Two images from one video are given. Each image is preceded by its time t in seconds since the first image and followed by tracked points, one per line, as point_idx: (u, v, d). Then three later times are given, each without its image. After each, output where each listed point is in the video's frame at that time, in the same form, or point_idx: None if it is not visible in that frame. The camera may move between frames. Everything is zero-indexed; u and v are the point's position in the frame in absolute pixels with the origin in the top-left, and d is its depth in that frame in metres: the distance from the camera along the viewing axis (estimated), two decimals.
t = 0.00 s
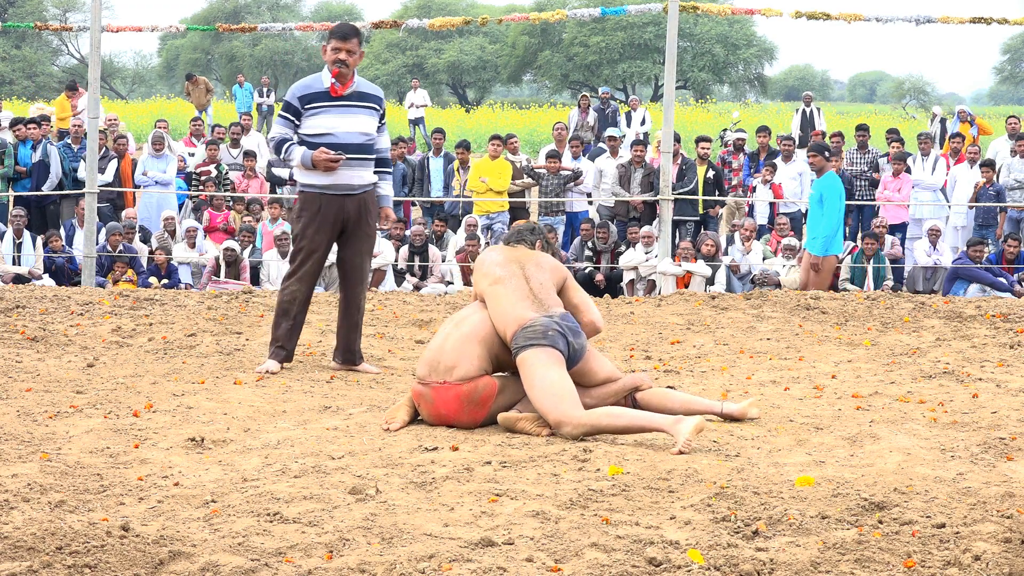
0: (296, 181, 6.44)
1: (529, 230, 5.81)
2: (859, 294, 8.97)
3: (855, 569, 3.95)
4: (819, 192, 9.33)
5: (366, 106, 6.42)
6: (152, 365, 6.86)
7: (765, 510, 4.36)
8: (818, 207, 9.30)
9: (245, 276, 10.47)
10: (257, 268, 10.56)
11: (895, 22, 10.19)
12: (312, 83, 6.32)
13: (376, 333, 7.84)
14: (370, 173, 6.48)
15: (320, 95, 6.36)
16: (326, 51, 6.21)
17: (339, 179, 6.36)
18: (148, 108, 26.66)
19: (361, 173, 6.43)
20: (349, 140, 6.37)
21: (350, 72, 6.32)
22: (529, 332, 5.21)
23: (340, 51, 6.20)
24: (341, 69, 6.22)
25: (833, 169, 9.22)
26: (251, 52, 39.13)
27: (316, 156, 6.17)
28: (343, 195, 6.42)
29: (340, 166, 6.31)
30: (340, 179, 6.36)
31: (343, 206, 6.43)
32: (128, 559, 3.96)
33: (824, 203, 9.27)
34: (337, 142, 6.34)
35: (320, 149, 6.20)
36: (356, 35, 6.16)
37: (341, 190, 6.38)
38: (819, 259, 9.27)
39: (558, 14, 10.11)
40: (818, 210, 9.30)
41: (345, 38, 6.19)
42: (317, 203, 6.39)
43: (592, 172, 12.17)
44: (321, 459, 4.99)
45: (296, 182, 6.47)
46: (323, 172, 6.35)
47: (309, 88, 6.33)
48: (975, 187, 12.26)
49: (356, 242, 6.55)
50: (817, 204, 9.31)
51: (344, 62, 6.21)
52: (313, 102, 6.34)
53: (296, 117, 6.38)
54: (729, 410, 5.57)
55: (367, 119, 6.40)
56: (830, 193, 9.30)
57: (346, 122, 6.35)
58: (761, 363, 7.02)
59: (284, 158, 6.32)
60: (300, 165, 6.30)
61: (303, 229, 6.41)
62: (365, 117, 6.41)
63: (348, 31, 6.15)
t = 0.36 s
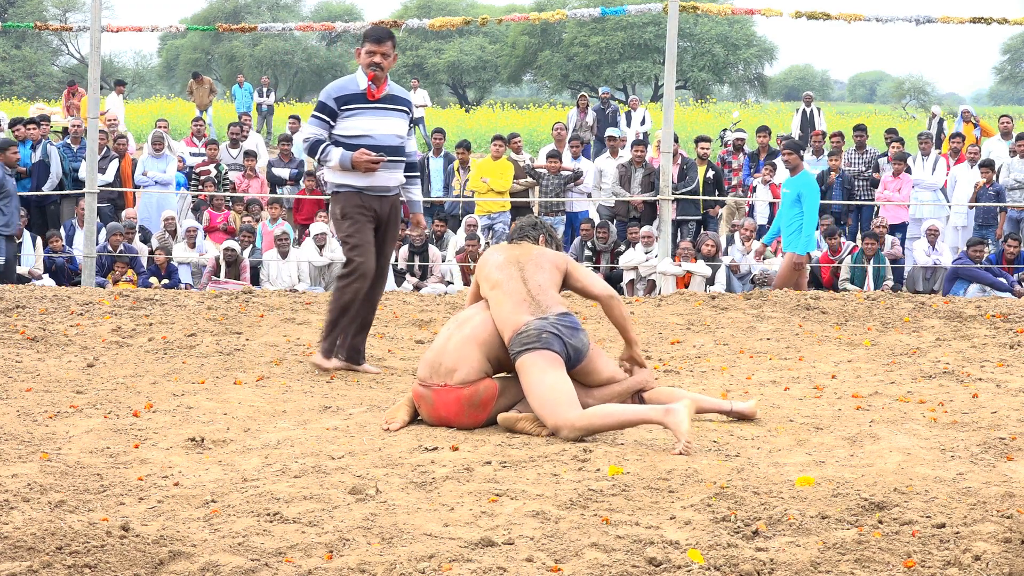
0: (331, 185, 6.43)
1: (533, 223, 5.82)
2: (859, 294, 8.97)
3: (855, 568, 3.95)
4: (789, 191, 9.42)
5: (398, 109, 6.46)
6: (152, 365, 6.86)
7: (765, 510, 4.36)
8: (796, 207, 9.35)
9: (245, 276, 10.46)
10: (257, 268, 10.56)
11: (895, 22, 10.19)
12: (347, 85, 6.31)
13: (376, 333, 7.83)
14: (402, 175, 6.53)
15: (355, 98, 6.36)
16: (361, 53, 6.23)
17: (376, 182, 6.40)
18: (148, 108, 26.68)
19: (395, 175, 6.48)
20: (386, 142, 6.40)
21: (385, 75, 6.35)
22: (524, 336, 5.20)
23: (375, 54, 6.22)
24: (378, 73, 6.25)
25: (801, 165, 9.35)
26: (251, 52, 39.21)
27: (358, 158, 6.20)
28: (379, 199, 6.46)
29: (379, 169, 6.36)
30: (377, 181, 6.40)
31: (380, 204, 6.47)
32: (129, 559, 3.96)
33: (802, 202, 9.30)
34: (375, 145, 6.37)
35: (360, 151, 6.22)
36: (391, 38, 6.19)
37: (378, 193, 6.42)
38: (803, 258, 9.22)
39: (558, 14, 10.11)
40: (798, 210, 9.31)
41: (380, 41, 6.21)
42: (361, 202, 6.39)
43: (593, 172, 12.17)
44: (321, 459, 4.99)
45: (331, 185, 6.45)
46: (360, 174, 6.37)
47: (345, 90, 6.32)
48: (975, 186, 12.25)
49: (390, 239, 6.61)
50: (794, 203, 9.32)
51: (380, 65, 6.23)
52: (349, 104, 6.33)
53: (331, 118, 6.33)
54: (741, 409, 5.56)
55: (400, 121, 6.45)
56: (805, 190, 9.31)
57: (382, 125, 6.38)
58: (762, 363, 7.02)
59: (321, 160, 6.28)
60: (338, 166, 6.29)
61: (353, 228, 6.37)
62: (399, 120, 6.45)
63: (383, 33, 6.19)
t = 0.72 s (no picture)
0: (375, 192, 6.32)
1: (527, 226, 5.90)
2: (859, 294, 8.97)
3: (855, 568, 3.95)
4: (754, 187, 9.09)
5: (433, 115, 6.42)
6: (152, 365, 6.86)
7: (765, 510, 4.36)
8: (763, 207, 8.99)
9: (244, 276, 10.46)
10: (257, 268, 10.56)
11: (895, 22, 10.19)
12: (390, 90, 6.19)
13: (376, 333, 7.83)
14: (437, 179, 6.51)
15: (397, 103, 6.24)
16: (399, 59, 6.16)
17: (419, 188, 6.36)
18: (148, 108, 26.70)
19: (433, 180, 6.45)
20: (428, 149, 6.37)
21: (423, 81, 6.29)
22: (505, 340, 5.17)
23: (415, 59, 6.17)
24: (419, 78, 6.19)
25: (775, 165, 9.02)
26: (251, 52, 39.24)
27: (411, 163, 6.13)
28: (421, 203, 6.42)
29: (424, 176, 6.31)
30: (419, 189, 6.36)
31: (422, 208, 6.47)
32: (129, 559, 3.96)
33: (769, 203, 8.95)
34: (420, 151, 6.32)
35: (412, 157, 6.16)
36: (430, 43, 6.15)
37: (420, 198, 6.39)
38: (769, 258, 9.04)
39: (558, 14, 10.11)
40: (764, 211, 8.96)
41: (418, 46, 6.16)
42: (410, 209, 6.36)
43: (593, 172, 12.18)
44: (321, 459, 4.99)
45: (372, 191, 6.33)
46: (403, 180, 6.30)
47: (389, 95, 6.19)
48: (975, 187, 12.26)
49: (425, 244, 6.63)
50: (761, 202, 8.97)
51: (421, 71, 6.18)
52: (394, 110, 6.22)
53: (376, 123, 6.19)
54: (753, 413, 5.55)
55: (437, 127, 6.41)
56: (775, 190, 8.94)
57: (423, 130, 6.33)
58: (762, 364, 7.02)
59: (369, 167, 6.15)
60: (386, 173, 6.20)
61: (410, 236, 6.34)
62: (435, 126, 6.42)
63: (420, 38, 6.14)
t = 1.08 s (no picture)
0: (428, 188, 6.24)
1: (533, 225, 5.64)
2: (859, 294, 8.98)
3: (855, 569, 3.95)
4: (730, 190, 9.49)
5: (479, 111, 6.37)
6: (152, 365, 6.86)
7: (765, 510, 4.36)
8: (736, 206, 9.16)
9: (244, 276, 10.46)
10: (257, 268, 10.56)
11: (895, 22, 10.20)
12: (447, 88, 6.09)
13: (376, 333, 7.83)
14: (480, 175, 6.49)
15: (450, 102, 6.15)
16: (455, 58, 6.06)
17: (472, 185, 6.34)
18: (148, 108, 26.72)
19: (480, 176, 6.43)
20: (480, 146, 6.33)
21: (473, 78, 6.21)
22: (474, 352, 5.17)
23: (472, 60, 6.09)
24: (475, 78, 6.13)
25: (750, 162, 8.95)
26: (251, 52, 39.27)
27: (477, 165, 6.09)
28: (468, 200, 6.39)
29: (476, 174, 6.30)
30: (470, 186, 6.34)
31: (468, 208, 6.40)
32: (129, 559, 3.96)
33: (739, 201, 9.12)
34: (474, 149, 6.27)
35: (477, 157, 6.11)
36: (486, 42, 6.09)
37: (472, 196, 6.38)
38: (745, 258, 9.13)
39: (558, 14, 10.11)
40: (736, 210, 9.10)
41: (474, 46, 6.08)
42: (456, 208, 6.32)
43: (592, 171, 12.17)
44: (321, 459, 4.99)
45: (424, 188, 6.26)
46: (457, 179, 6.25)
47: (446, 94, 6.10)
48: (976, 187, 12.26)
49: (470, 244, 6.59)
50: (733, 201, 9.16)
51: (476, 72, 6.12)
52: (450, 109, 6.13)
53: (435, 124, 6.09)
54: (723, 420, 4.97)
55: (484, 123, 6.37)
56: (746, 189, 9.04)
57: (474, 128, 6.27)
58: (761, 364, 7.02)
59: (433, 167, 6.07)
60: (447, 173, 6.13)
61: (447, 238, 6.29)
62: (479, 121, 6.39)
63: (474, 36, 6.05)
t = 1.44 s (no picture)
0: (471, 191, 6.21)
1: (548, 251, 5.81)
2: (860, 294, 8.97)
3: (855, 568, 3.95)
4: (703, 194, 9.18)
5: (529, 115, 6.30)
6: (152, 365, 6.86)
7: (766, 509, 4.36)
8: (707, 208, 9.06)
9: (244, 276, 10.46)
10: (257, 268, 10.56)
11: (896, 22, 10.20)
12: (493, 91, 6.07)
13: (376, 333, 7.83)
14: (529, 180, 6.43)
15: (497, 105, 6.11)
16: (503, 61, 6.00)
17: (519, 190, 6.27)
18: (148, 108, 26.73)
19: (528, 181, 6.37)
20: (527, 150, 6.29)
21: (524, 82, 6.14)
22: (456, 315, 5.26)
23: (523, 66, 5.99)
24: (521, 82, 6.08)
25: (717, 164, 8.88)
26: (251, 52, 39.31)
27: (517, 167, 6.01)
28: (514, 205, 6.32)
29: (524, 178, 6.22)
30: (518, 190, 6.26)
31: (513, 215, 6.33)
32: (129, 559, 3.96)
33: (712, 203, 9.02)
34: (519, 153, 6.23)
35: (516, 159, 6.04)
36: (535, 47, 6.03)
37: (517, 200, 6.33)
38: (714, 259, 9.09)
39: (559, 15, 10.11)
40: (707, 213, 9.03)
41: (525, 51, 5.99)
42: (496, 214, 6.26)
43: (592, 172, 12.14)
44: (321, 459, 4.99)
45: (468, 190, 6.23)
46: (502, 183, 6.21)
47: (491, 96, 6.07)
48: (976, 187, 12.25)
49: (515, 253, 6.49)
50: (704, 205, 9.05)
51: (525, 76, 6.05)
52: (494, 112, 6.10)
53: (478, 126, 6.07)
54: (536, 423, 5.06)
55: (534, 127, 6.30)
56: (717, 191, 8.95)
57: (521, 132, 6.22)
58: (761, 364, 7.02)
59: (474, 168, 6.04)
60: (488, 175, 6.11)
61: (480, 240, 6.25)
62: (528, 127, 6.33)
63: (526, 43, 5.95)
